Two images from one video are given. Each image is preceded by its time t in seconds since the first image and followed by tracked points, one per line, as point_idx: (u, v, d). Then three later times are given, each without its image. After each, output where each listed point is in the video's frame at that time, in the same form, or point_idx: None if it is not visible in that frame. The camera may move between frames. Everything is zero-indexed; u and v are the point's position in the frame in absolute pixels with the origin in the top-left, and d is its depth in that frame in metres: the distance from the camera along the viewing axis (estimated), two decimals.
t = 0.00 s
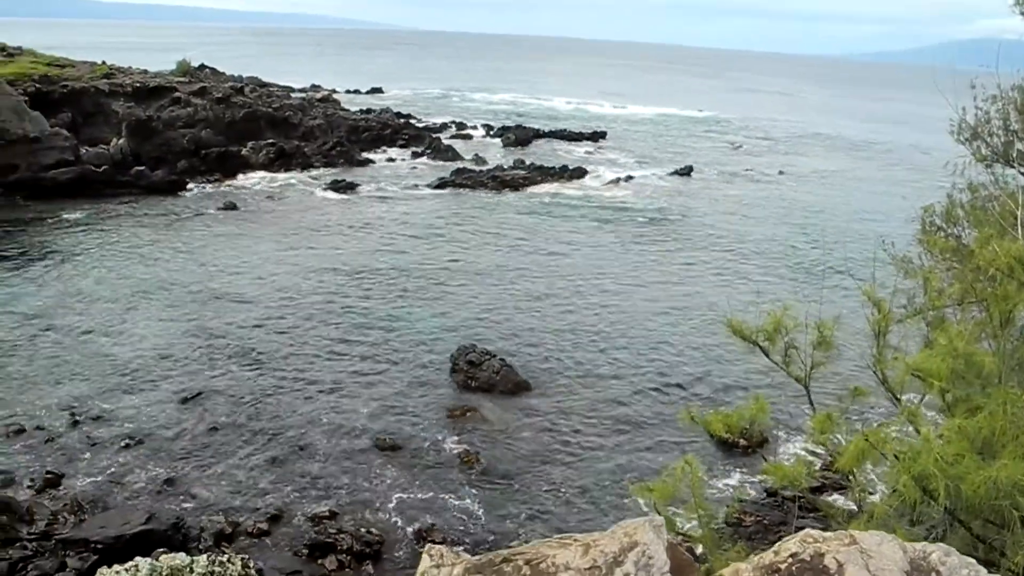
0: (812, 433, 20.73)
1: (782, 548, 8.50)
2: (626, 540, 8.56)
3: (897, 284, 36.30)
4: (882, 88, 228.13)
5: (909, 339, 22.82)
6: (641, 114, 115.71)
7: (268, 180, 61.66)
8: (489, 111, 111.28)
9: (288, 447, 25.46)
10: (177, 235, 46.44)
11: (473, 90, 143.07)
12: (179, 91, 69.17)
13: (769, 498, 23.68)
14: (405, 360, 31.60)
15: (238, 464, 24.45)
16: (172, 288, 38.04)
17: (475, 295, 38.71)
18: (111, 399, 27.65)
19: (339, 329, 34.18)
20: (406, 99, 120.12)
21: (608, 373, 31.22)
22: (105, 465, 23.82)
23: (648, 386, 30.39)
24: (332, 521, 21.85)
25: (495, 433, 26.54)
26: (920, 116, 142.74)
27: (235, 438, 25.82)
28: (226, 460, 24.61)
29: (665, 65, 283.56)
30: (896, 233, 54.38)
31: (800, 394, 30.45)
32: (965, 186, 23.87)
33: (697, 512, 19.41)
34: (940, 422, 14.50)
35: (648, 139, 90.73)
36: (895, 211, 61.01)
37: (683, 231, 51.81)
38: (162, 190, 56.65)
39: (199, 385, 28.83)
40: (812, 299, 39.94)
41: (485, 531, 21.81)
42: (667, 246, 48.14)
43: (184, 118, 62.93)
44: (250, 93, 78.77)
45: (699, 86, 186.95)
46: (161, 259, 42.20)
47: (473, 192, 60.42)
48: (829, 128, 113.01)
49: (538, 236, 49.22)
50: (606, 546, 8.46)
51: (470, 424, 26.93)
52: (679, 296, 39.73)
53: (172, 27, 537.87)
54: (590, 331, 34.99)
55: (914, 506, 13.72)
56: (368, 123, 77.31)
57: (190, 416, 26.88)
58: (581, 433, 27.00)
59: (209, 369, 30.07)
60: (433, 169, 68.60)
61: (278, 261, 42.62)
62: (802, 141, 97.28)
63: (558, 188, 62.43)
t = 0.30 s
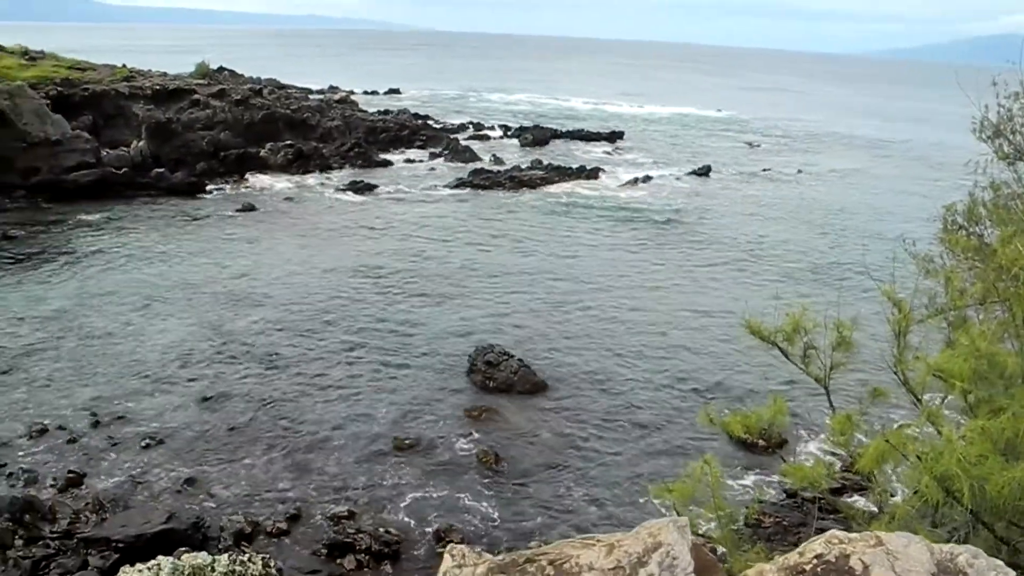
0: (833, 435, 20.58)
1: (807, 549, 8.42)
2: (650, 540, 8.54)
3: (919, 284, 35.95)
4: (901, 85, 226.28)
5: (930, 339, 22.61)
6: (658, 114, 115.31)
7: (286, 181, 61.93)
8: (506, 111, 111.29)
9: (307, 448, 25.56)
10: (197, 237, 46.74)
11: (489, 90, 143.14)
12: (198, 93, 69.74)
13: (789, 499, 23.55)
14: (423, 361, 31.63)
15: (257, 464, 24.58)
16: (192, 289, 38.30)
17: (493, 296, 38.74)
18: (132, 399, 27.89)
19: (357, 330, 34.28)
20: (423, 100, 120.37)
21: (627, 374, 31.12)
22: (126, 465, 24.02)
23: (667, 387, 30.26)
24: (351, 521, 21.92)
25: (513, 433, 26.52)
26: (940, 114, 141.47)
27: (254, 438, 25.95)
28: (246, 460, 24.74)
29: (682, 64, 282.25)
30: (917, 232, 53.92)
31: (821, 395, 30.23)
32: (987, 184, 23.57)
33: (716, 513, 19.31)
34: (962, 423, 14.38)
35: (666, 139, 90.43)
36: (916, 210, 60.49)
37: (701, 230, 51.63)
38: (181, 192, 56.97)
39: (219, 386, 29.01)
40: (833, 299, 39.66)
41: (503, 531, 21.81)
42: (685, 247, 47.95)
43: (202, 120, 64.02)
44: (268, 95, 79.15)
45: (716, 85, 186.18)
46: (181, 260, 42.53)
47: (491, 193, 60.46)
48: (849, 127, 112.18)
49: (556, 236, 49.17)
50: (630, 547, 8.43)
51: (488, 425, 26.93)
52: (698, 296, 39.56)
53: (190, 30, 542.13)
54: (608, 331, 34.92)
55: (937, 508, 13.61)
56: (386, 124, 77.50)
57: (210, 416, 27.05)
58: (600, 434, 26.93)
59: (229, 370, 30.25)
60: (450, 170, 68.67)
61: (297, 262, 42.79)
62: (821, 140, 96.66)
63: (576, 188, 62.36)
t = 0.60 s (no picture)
0: (844, 436, 20.49)
1: (821, 550, 8.38)
2: (664, 539, 8.52)
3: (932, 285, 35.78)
4: (914, 85, 225.18)
5: (944, 340, 22.45)
6: (670, 113, 115.04)
7: (297, 179, 62.09)
8: (518, 110, 111.24)
9: (317, 445, 25.64)
10: (209, 235, 46.91)
11: (500, 89, 143.14)
12: (211, 91, 70.02)
13: (800, 500, 23.48)
14: (433, 359, 31.65)
15: (268, 461, 24.69)
16: (203, 287, 38.46)
17: (504, 295, 38.72)
18: (143, 396, 28.01)
19: (368, 329, 34.34)
20: (434, 98, 120.43)
21: (638, 373, 31.08)
22: (139, 461, 24.15)
23: (678, 387, 30.19)
24: (361, 519, 21.98)
25: (523, 433, 26.53)
26: (954, 114, 140.65)
27: (264, 435, 26.04)
28: (256, 457, 24.84)
29: (694, 63, 281.33)
30: (931, 233, 53.67)
31: (832, 395, 30.11)
32: (1002, 183, 23.31)
33: (727, 513, 19.24)
34: (975, 425, 14.32)
35: (678, 138, 90.25)
36: (930, 210, 60.22)
37: (713, 230, 51.51)
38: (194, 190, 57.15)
39: (230, 383, 29.11)
40: (845, 300, 39.49)
41: (512, 530, 21.84)
42: (697, 247, 47.79)
43: (215, 118, 64.10)
44: (281, 93, 79.38)
45: (727, 84, 185.66)
46: (194, 258, 42.71)
47: (502, 192, 60.50)
48: (862, 127, 111.53)
49: (567, 236, 49.17)
50: (644, 546, 8.42)
51: (498, 423, 26.96)
52: (710, 296, 39.47)
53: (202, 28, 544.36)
54: (620, 331, 34.85)
55: (949, 510, 13.58)
56: (398, 123, 77.57)
57: (221, 413, 27.15)
58: (610, 433, 26.89)
59: (240, 368, 30.35)
60: (461, 169, 68.71)
61: (309, 261, 42.89)
62: (833, 140, 96.24)
63: (588, 187, 62.35)
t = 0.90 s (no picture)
0: (856, 440, 20.38)
1: (835, 553, 8.33)
2: (678, 541, 8.50)
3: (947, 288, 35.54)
4: (928, 87, 223.82)
5: (957, 345, 22.31)
6: (683, 115, 114.86)
7: (309, 180, 62.29)
8: (530, 112, 111.31)
9: (328, 445, 25.70)
10: (222, 235, 47.15)
11: (512, 91, 143.26)
12: (224, 92, 70.40)
13: (811, 503, 23.37)
14: (445, 360, 31.67)
15: (279, 460, 24.75)
16: (216, 287, 38.65)
17: (516, 297, 38.68)
18: (156, 395, 28.16)
19: (380, 329, 34.41)
20: (446, 100, 120.59)
21: (649, 376, 31.01)
22: (151, 460, 24.26)
23: (690, 389, 30.10)
24: (371, 519, 22.00)
25: (534, 434, 26.51)
26: (969, 117, 139.77)
27: (276, 435, 26.12)
28: (267, 457, 24.93)
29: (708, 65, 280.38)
30: (945, 236, 53.33)
31: (845, 399, 29.96)
32: (1018, 185, 23.09)
33: (738, 516, 19.19)
34: (989, 431, 14.24)
35: (691, 140, 90.05)
36: (944, 213, 59.82)
37: (725, 232, 51.38)
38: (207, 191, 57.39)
39: (242, 383, 29.22)
40: (859, 304, 39.31)
41: (523, 531, 21.81)
42: (709, 249, 47.63)
43: (228, 119, 64.44)
44: (294, 94, 79.72)
45: (740, 87, 185.21)
46: (207, 258, 42.92)
47: (514, 193, 60.53)
48: (876, 129, 110.93)
49: (578, 237, 49.14)
50: (658, 548, 8.40)
51: (509, 425, 26.95)
52: (723, 299, 39.37)
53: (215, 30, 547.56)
54: (632, 333, 34.79)
55: (963, 515, 13.52)
56: (410, 124, 77.69)
57: (233, 413, 27.25)
58: (621, 436, 26.84)
59: (251, 368, 30.46)
60: (473, 170, 68.76)
61: (321, 261, 43.02)
62: (847, 142, 95.79)
63: (600, 189, 62.32)
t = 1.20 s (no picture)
0: (865, 445, 20.30)
1: (847, 558, 8.31)
2: (688, 544, 8.50)
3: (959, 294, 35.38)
4: (940, 91, 222.90)
5: (968, 350, 22.20)
6: (694, 118, 114.75)
7: (320, 181, 62.46)
8: (541, 114, 111.34)
9: (336, 446, 25.73)
10: (233, 235, 47.33)
11: (523, 93, 143.31)
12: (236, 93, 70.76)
13: (820, 509, 23.27)
14: (454, 362, 31.69)
15: (288, 460, 24.81)
16: (226, 286, 38.79)
17: (525, 299, 38.70)
18: (166, 395, 28.26)
19: (389, 330, 34.46)
20: (457, 102, 120.73)
21: (658, 379, 30.96)
22: (161, 459, 24.34)
23: (699, 393, 30.03)
24: (379, 520, 22.03)
25: (542, 437, 26.47)
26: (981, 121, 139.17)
27: (284, 436, 26.17)
28: (276, 457, 24.98)
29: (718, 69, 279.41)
30: (958, 241, 53.09)
31: (855, 404, 29.85)
32: None
33: (746, 520, 19.13)
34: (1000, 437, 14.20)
35: (701, 144, 89.91)
36: (957, 218, 59.55)
37: (736, 236, 51.28)
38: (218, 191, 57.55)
39: (251, 384, 29.30)
40: (870, 309, 39.16)
41: (530, 533, 21.76)
42: (720, 253, 47.54)
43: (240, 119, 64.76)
44: (306, 96, 80.02)
45: (751, 90, 184.86)
46: (218, 258, 43.09)
47: (524, 195, 60.57)
48: (887, 134, 110.52)
49: (588, 240, 49.13)
50: (669, 551, 8.39)
51: (517, 427, 26.93)
52: (734, 303, 39.27)
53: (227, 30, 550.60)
54: (642, 337, 34.75)
55: (974, 522, 13.47)
56: (421, 126, 77.83)
57: (242, 413, 27.31)
58: (629, 439, 26.79)
59: (260, 367, 30.54)
60: (483, 172, 68.82)
61: (331, 262, 43.10)
62: (858, 146, 95.49)
63: (610, 192, 62.32)
